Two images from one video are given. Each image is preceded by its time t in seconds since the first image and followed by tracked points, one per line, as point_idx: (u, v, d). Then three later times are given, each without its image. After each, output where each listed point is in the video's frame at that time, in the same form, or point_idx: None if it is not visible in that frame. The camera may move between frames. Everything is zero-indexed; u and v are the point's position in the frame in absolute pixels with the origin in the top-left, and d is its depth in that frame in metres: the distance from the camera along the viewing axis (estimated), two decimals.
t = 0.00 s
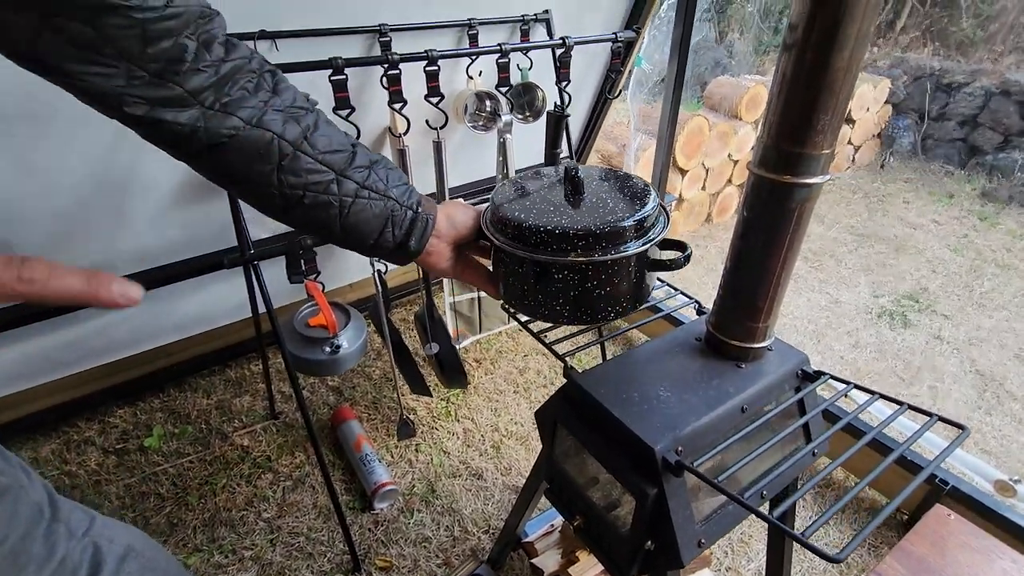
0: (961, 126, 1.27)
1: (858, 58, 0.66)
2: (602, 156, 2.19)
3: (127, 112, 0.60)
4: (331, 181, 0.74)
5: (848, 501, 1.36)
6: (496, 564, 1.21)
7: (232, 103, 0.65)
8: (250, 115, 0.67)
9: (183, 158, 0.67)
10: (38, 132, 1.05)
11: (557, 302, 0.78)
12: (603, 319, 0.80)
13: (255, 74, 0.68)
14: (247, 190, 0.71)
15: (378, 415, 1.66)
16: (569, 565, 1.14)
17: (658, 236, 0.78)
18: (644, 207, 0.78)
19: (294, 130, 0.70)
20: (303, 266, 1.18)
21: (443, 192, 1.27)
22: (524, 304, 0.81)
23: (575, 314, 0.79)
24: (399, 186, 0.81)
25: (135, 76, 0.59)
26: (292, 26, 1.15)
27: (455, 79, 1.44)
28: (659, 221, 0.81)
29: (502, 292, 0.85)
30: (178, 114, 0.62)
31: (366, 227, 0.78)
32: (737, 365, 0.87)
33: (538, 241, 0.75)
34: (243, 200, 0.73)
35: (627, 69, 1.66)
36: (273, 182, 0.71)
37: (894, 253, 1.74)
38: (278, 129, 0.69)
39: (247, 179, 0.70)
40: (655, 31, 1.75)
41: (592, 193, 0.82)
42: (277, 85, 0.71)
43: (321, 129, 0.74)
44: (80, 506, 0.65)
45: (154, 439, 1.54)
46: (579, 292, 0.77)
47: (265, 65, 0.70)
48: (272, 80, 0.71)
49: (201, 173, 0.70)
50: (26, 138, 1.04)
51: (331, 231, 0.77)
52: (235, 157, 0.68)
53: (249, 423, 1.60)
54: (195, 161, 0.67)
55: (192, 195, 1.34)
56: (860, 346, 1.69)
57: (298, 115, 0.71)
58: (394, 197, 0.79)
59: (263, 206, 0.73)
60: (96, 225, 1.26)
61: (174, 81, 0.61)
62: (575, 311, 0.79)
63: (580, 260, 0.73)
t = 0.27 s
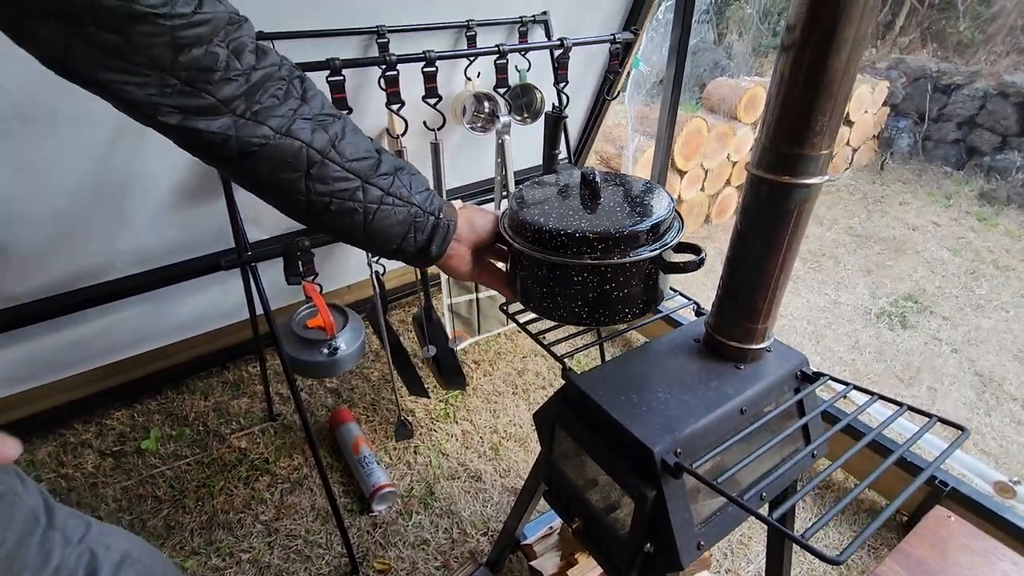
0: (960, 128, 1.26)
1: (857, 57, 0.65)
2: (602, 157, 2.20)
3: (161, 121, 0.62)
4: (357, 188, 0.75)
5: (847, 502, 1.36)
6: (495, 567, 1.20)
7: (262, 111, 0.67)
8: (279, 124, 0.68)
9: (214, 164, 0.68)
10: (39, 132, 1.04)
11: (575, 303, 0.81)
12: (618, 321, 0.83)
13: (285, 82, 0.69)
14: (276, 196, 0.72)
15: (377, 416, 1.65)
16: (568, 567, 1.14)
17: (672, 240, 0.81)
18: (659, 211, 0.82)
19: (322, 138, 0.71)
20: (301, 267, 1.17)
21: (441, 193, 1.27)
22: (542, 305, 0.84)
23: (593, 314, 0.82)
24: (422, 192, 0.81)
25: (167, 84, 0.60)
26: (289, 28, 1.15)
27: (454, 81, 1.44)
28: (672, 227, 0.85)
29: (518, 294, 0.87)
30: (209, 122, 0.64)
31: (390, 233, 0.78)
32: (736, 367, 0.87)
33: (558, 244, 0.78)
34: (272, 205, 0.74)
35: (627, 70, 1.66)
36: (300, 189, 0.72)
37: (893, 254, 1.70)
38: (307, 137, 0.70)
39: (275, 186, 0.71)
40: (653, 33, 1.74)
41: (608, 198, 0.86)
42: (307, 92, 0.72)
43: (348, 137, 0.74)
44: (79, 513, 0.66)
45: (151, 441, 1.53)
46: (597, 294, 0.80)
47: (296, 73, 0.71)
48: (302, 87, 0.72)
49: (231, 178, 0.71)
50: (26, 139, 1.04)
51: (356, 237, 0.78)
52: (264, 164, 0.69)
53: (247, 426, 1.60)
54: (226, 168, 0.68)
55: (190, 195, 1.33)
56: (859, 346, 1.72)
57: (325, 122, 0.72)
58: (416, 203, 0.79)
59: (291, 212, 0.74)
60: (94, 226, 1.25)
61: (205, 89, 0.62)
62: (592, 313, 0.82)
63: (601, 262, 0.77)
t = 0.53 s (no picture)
0: (959, 127, 1.26)
1: (857, 53, 0.65)
2: (601, 157, 2.21)
3: (175, 127, 0.62)
4: (370, 194, 0.74)
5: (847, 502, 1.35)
6: (493, 567, 1.20)
7: (276, 117, 0.66)
8: (293, 130, 0.68)
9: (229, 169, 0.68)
10: (38, 132, 1.04)
11: (583, 312, 0.81)
12: (629, 330, 0.83)
13: (299, 85, 0.68)
14: (290, 202, 0.72)
15: (375, 416, 1.64)
16: (567, 567, 1.13)
17: (685, 251, 0.81)
18: (672, 220, 0.82)
19: (337, 143, 0.71)
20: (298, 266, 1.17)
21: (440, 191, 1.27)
22: (551, 313, 0.83)
23: (601, 324, 0.81)
24: (435, 197, 0.80)
25: (180, 89, 0.59)
26: (285, 24, 1.13)
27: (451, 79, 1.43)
28: (685, 237, 0.84)
29: (529, 300, 0.87)
30: (224, 128, 0.63)
31: (403, 238, 0.78)
32: (735, 365, 0.86)
33: (567, 254, 0.78)
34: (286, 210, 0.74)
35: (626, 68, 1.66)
36: (314, 195, 0.72)
37: (892, 253, 1.70)
38: (322, 143, 0.70)
39: (289, 192, 0.71)
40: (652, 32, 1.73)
41: (621, 208, 0.85)
42: (321, 96, 0.72)
43: (362, 142, 0.74)
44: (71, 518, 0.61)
45: (147, 442, 1.52)
46: (606, 304, 0.80)
47: (310, 75, 0.71)
48: (317, 90, 0.71)
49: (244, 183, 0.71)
50: (26, 139, 1.04)
51: (368, 241, 0.78)
52: (278, 171, 0.69)
53: (244, 426, 1.59)
54: (240, 174, 0.68)
55: (186, 195, 1.33)
56: (858, 346, 1.71)
57: (339, 127, 0.72)
58: (429, 209, 0.79)
59: (305, 217, 0.74)
60: (89, 225, 1.24)
61: (218, 94, 0.61)
62: (602, 322, 0.82)
63: (609, 274, 0.76)
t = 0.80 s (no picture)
0: (958, 127, 1.25)
1: (857, 51, 0.65)
2: (600, 156, 2.21)
3: (172, 129, 0.62)
4: (364, 190, 0.74)
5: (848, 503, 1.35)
6: (493, 567, 1.19)
7: (270, 115, 0.66)
8: (287, 128, 0.67)
9: (225, 168, 0.68)
10: (39, 132, 1.04)
11: (573, 306, 0.81)
12: (620, 323, 0.82)
13: (292, 83, 0.68)
14: (286, 200, 0.72)
15: (374, 416, 1.64)
16: (567, 568, 1.13)
17: (674, 245, 0.81)
18: (661, 217, 0.81)
19: (330, 140, 0.71)
20: (297, 265, 1.16)
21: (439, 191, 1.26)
22: (541, 306, 0.84)
23: (592, 317, 0.81)
24: (428, 192, 0.79)
25: (176, 90, 0.60)
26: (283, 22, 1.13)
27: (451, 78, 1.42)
28: (677, 230, 0.83)
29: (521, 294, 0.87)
30: (219, 128, 0.63)
31: (398, 235, 0.77)
32: (735, 365, 0.86)
33: (556, 247, 0.78)
34: (281, 208, 0.74)
35: (626, 67, 1.66)
36: (309, 193, 0.71)
37: (891, 253, 1.70)
38: (316, 141, 0.69)
39: (283, 190, 0.71)
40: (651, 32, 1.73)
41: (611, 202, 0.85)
42: (315, 94, 0.71)
43: (355, 138, 0.73)
44: (67, 520, 0.60)
45: (146, 442, 1.52)
46: (595, 298, 0.80)
47: (303, 73, 0.71)
48: (310, 88, 0.71)
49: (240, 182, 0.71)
50: (26, 139, 1.03)
51: (364, 239, 0.78)
52: (273, 170, 0.68)
53: (243, 426, 1.58)
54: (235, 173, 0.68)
55: (185, 194, 1.32)
56: (858, 346, 1.71)
57: (333, 124, 0.71)
58: (423, 204, 0.78)
59: (301, 215, 0.74)
60: (88, 225, 1.24)
61: (214, 95, 0.62)
62: (591, 316, 0.81)
63: (597, 267, 0.76)
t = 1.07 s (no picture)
0: (959, 126, 1.25)
1: (860, 48, 0.64)
2: (600, 156, 2.20)
3: (146, 134, 0.59)
4: (353, 198, 0.73)
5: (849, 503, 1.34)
6: (493, 567, 1.19)
7: (252, 121, 0.64)
8: (270, 133, 0.66)
9: (202, 178, 0.66)
10: (36, 134, 1.04)
11: (588, 314, 0.80)
12: (626, 329, 0.83)
13: (275, 90, 0.67)
14: (269, 210, 0.70)
15: (374, 416, 1.64)
16: (568, 568, 1.13)
17: (664, 260, 0.81)
18: (664, 228, 0.83)
19: (316, 146, 0.69)
20: (297, 264, 1.16)
21: (439, 189, 1.26)
22: (550, 316, 0.82)
23: (605, 324, 0.82)
24: (421, 202, 0.79)
25: (153, 94, 0.57)
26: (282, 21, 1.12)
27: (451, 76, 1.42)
28: (669, 245, 0.84)
29: (522, 305, 0.85)
30: (197, 133, 0.61)
31: (389, 244, 0.76)
32: (737, 364, 0.86)
33: (577, 257, 0.77)
34: (264, 220, 0.71)
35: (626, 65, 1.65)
36: (293, 201, 0.69)
37: (892, 252, 1.70)
38: (300, 146, 0.68)
39: (266, 198, 0.69)
40: (651, 31, 1.72)
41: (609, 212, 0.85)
42: (299, 101, 0.70)
43: (342, 145, 0.72)
44: (65, 521, 0.59)
45: (145, 442, 1.52)
46: (611, 305, 0.80)
47: (287, 81, 0.69)
48: (294, 95, 0.70)
49: (220, 193, 0.68)
50: (22, 138, 1.03)
51: (353, 249, 0.76)
52: (255, 176, 0.66)
53: (242, 426, 1.58)
54: (213, 181, 0.66)
55: (183, 193, 1.32)
56: (859, 345, 1.70)
57: (318, 131, 0.70)
58: (416, 213, 0.78)
59: (286, 226, 0.72)
60: (84, 225, 1.23)
61: (192, 99, 0.60)
62: (603, 323, 0.82)
63: (620, 276, 0.77)
